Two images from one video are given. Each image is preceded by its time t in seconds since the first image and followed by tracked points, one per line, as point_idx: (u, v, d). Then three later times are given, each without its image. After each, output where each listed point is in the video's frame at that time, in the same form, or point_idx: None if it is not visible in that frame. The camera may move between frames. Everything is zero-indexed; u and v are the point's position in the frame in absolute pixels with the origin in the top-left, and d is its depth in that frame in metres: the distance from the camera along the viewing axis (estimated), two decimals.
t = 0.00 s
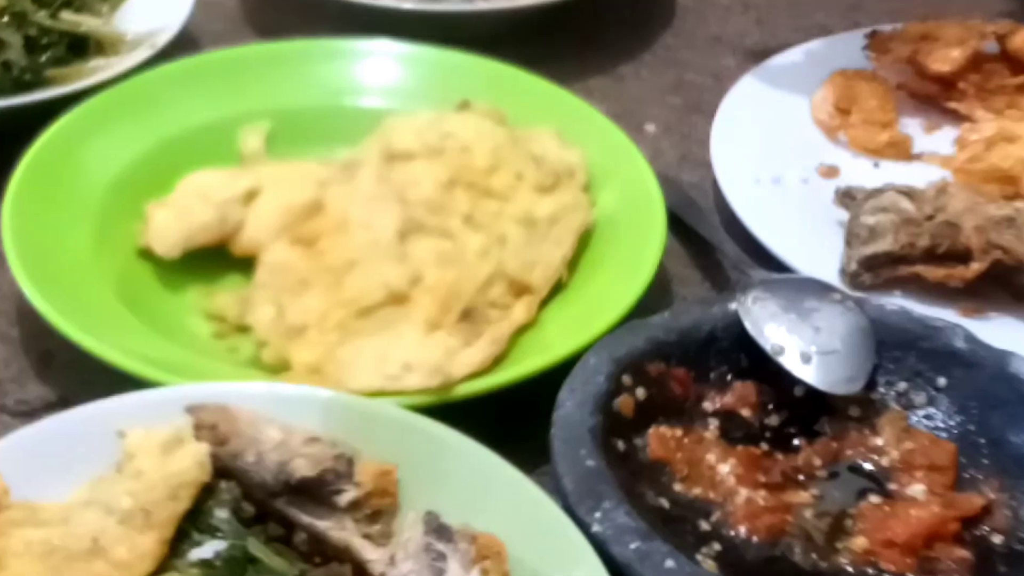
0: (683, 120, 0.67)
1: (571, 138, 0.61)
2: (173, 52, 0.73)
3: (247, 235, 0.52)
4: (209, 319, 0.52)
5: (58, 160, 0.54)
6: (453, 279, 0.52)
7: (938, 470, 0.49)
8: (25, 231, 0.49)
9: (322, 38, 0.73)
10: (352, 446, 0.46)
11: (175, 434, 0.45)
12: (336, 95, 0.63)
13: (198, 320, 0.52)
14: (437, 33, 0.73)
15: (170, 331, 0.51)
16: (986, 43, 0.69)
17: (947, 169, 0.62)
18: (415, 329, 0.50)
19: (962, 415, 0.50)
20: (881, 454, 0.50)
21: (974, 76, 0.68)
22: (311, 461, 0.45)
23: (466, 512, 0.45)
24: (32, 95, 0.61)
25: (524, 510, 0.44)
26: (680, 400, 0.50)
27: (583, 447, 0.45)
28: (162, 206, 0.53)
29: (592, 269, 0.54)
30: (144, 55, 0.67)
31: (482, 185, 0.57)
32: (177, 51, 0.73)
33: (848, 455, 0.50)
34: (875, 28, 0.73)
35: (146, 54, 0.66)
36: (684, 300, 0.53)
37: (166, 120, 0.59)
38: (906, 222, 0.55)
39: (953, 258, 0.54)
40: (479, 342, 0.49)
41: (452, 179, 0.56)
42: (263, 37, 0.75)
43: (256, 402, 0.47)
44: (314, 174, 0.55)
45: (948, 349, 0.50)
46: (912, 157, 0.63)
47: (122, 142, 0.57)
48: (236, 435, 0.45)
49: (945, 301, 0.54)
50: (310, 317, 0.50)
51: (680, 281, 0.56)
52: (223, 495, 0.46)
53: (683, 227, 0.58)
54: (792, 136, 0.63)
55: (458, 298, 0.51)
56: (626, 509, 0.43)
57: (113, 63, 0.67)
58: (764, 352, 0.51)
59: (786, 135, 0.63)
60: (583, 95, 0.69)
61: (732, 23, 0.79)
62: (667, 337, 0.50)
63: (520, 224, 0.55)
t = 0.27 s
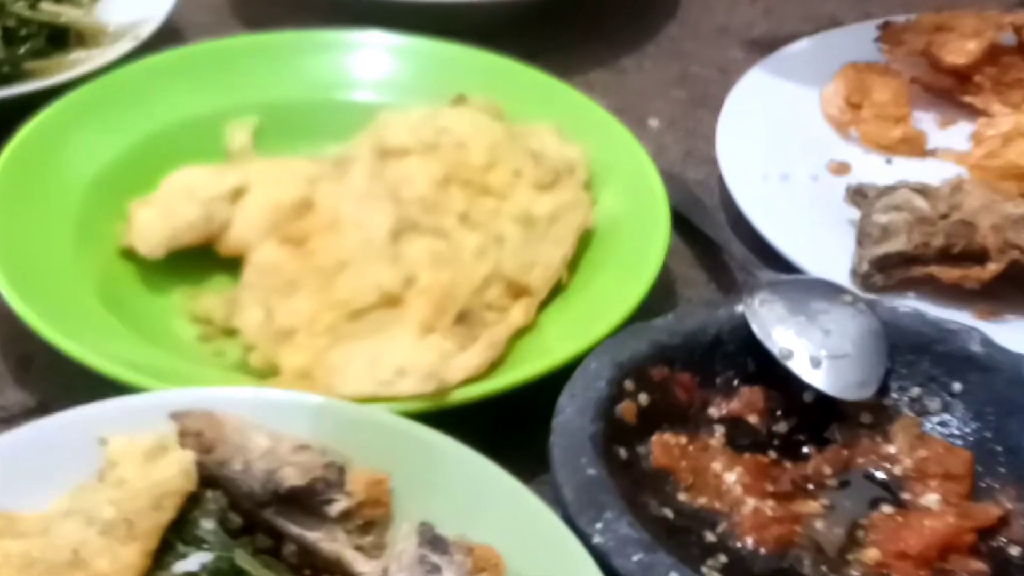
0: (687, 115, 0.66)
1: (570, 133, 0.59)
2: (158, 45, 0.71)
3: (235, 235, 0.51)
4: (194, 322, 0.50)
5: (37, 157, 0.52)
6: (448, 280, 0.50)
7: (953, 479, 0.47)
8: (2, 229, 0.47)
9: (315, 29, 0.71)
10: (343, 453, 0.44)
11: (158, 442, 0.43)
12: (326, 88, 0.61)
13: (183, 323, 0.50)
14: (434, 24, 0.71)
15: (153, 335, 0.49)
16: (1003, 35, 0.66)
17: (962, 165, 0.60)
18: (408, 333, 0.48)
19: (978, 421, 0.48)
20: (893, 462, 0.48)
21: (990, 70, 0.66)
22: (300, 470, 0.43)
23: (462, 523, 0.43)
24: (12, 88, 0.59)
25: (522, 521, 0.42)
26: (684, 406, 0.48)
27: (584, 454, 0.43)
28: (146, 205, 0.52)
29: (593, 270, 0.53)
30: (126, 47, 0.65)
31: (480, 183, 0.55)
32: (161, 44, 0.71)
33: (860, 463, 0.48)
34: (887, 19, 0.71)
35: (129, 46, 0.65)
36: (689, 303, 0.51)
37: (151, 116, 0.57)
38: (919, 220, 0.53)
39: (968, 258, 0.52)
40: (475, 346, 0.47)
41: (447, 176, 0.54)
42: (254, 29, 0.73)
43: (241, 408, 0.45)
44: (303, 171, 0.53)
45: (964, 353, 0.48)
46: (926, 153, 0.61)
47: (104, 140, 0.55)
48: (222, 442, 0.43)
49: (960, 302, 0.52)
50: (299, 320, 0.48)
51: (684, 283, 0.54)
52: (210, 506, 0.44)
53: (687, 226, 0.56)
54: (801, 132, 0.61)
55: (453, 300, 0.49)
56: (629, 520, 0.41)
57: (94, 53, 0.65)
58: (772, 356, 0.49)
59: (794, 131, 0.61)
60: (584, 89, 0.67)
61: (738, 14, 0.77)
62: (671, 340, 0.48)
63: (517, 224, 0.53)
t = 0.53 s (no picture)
0: (692, 109, 0.64)
1: (570, 128, 0.57)
2: (141, 36, 0.69)
3: (220, 233, 0.49)
4: (178, 325, 0.48)
5: (13, 153, 0.50)
6: (443, 281, 0.48)
7: (969, 489, 0.45)
8: None
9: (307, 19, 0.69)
10: (334, 461, 0.42)
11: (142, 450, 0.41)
12: (316, 81, 0.59)
13: (166, 326, 0.48)
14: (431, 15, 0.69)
15: (134, 337, 0.47)
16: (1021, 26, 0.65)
17: (979, 161, 0.58)
18: (402, 336, 0.46)
19: (996, 429, 0.46)
20: (907, 471, 0.46)
21: (1008, 62, 0.64)
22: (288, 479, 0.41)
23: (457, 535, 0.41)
24: None
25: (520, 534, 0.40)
26: (690, 412, 0.47)
27: (586, 463, 0.41)
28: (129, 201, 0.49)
29: (594, 271, 0.51)
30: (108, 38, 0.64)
31: (476, 180, 0.53)
32: (144, 36, 0.69)
33: (872, 472, 0.46)
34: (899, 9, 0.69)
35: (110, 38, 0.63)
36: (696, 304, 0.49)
37: (133, 111, 0.55)
38: (935, 219, 0.51)
39: (986, 258, 0.50)
40: (471, 350, 0.45)
41: (443, 172, 0.52)
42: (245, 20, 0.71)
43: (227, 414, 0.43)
44: (292, 167, 0.51)
45: (980, 357, 0.46)
46: (941, 149, 0.59)
47: (84, 135, 0.53)
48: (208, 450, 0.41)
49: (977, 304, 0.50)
50: (288, 322, 0.46)
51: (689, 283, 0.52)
52: (195, 516, 0.42)
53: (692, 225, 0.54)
54: (811, 128, 0.59)
55: (448, 302, 0.47)
56: (632, 531, 0.39)
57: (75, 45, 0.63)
58: (781, 361, 0.47)
59: (803, 126, 0.59)
60: (585, 83, 0.65)
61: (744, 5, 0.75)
62: (676, 344, 0.46)
63: (515, 223, 0.51)
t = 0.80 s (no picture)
0: (697, 103, 0.61)
1: (569, 122, 0.55)
2: (124, 28, 0.66)
3: (203, 233, 0.47)
4: (161, 329, 0.46)
5: None
6: (437, 283, 0.46)
7: (986, 500, 0.43)
8: None
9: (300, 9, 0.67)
10: (324, 472, 0.40)
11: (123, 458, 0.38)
12: (305, 74, 0.57)
13: (148, 329, 0.46)
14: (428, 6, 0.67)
15: (114, 341, 0.45)
16: None
17: (997, 158, 0.56)
18: (393, 342, 0.44)
19: (1015, 438, 0.44)
20: (922, 481, 0.44)
21: None
22: (276, 491, 0.39)
23: (453, 548, 0.39)
24: None
25: (518, 548, 0.38)
26: (695, 419, 0.45)
27: (586, 472, 0.39)
28: (109, 199, 0.47)
29: (596, 271, 0.49)
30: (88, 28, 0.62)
31: (471, 177, 0.51)
32: (127, 28, 0.67)
33: (886, 482, 0.44)
34: None
35: (89, 29, 0.61)
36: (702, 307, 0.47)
37: (114, 106, 0.53)
38: (951, 217, 0.49)
39: (1004, 259, 0.48)
40: (467, 355, 0.43)
41: (436, 169, 0.50)
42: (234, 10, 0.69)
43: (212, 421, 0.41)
44: (279, 164, 0.49)
45: (999, 362, 0.44)
46: (957, 144, 0.57)
47: (62, 131, 0.51)
48: (192, 459, 0.40)
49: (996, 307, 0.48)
50: (275, 326, 0.44)
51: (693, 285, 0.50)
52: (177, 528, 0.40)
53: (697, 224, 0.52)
54: (820, 122, 0.57)
55: (443, 305, 0.45)
56: (634, 544, 0.37)
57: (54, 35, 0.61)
58: (791, 366, 0.45)
59: (812, 121, 0.57)
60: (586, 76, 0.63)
61: None
62: (680, 348, 0.44)
63: (513, 221, 0.49)
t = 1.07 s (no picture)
0: (702, 97, 0.60)
1: (569, 117, 0.53)
2: (105, 19, 0.64)
3: (186, 232, 0.45)
4: (141, 332, 0.44)
5: None
6: (432, 284, 0.44)
7: (1005, 511, 0.41)
8: None
9: None
10: (312, 482, 0.38)
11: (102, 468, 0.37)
12: (292, 66, 0.55)
13: (128, 333, 0.44)
14: None
15: (91, 344, 0.43)
16: None
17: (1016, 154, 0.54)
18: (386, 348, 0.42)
19: None
20: (939, 491, 0.42)
21: None
22: (263, 504, 0.37)
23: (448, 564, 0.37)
24: None
25: (518, 564, 0.36)
26: (701, 427, 0.43)
27: (586, 483, 0.37)
28: (87, 197, 0.45)
29: (597, 271, 0.47)
30: (66, 18, 0.60)
31: (466, 172, 0.49)
32: (105, 17, 0.64)
33: (901, 493, 0.42)
34: None
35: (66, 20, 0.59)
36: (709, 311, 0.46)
37: (94, 100, 0.51)
38: (969, 215, 0.47)
39: None
40: (463, 360, 0.41)
41: (430, 165, 0.48)
42: None
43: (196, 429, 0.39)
44: (264, 160, 0.47)
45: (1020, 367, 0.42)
46: (975, 139, 0.55)
47: (33, 130, 0.49)
48: (174, 468, 0.37)
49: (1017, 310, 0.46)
50: (261, 329, 0.42)
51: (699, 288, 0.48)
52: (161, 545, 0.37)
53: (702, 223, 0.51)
54: (829, 116, 0.55)
55: (437, 308, 0.43)
56: (638, 558, 0.35)
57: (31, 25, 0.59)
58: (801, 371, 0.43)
59: (823, 116, 0.55)
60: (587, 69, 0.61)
61: None
62: (686, 353, 0.42)
63: (511, 220, 0.47)
